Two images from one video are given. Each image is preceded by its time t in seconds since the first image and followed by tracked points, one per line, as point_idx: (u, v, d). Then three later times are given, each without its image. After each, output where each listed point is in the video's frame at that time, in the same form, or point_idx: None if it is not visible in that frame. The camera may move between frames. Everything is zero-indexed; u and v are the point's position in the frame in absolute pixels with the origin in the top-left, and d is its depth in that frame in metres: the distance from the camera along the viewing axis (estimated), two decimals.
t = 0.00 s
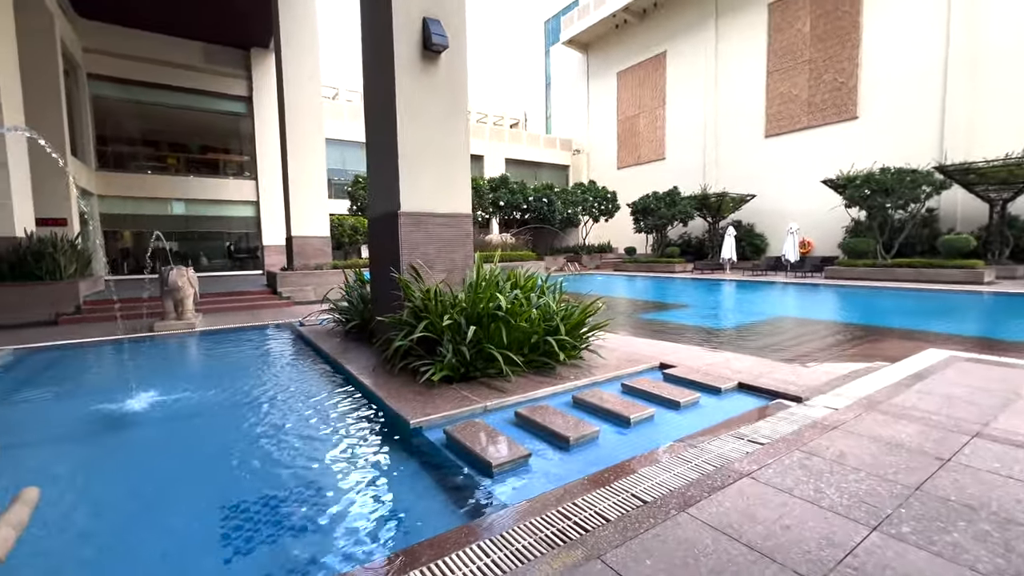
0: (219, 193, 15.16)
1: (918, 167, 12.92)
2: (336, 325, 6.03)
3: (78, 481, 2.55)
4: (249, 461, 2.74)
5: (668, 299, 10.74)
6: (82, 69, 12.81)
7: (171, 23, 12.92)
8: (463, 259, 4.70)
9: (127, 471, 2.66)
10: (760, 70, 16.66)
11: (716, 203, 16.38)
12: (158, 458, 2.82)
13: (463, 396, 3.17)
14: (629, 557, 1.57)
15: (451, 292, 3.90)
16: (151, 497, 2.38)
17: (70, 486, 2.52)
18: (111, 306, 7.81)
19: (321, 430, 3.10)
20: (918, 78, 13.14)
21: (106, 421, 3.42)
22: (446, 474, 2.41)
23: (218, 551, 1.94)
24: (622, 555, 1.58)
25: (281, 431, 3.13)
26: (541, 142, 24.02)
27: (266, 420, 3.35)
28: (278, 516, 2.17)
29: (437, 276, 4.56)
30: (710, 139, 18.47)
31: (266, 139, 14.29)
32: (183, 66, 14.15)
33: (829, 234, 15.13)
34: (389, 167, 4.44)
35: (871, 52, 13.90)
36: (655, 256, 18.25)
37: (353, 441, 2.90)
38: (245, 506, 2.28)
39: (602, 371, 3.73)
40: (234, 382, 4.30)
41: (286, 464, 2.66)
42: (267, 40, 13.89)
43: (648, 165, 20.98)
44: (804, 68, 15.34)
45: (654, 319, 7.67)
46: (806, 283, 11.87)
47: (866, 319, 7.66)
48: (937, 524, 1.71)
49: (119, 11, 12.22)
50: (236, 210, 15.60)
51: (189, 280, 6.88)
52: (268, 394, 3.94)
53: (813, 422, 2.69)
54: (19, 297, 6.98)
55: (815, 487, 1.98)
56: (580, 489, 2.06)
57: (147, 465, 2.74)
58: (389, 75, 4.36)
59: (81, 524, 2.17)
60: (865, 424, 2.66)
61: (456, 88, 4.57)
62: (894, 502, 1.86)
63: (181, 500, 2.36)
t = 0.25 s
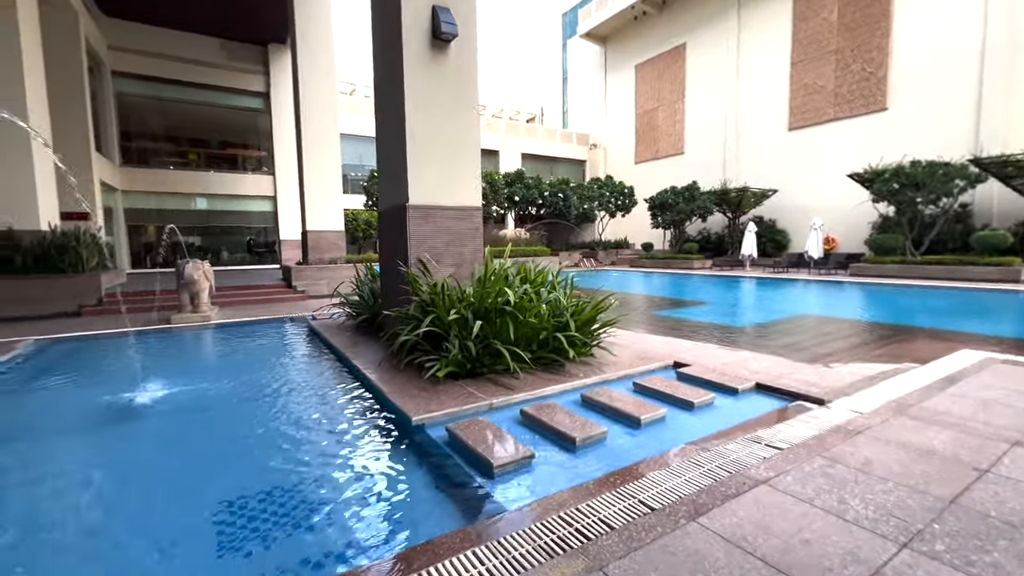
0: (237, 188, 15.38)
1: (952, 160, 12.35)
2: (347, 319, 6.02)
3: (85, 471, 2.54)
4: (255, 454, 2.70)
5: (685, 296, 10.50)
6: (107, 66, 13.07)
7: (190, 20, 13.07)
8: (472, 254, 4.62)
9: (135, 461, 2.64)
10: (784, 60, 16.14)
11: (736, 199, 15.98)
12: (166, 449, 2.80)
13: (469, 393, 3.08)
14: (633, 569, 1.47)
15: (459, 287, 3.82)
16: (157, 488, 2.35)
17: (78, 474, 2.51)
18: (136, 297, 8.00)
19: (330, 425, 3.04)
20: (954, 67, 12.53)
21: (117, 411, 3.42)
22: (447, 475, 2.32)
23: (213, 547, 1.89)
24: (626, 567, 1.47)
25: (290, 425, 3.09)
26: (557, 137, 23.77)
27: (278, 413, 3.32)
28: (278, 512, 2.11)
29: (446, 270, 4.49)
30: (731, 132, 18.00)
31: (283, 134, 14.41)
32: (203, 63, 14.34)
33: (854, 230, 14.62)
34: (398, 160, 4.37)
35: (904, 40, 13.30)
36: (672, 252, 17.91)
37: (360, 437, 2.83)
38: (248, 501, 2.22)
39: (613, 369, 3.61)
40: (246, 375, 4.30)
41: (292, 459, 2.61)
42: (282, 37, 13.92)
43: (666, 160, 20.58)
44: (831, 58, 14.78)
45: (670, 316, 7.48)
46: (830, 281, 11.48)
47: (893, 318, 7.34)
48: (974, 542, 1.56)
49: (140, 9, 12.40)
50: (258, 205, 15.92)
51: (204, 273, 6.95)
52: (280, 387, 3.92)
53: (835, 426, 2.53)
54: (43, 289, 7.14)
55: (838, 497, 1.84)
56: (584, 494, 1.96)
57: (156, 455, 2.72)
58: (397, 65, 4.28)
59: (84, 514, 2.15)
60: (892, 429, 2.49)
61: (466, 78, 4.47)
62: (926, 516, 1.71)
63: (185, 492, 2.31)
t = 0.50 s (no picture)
0: (270, 190, 15.82)
1: (1008, 159, 11.54)
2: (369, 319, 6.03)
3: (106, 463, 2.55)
4: (270, 453, 2.66)
5: (715, 301, 10.15)
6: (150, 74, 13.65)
7: (227, 28, 13.51)
8: (492, 254, 4.54)
9: (154, 455, 2.66)
10: (822, 57, 15.49)
11: (770, 201, 15.43)
12: (185, 444, 2.80)
13: (484, 397, 2.99)
14: None
15: (477, 288, 3.74)
16: (173, 483, 2.34)
17: (99, 466, 2.53)
18: (163, 297, 8.21)
19: (346, 426, 2.99)
20: (1011, 60, 11.73)
21: (144, 405, 3.47)
22: (457, 483, 2.23)
23: (216, 550, 1.83)
24: None
25: (308, 424, 3.07)
26: (584, 138, 23.53)
27: (297, 412, 3.30)
28: (285, 516, 2.04)
29: (465, 271, 4.42)
30: (765, 132, 17.40)
31: (314, 138, 14.73)
32: (239, 69, 14.82)
33: (898, 234, 13.84)
34: (418, 159, 4.34)
35: (954, 33, 12.54)
36: (702, 255, 17.40)
37: (375, 439, 2.77)
38: (257, 501, 2.17)
39: (635, 375, 3.45)
40: (268, 373, 4.33)
41: (305, 460, 2.56)
42: (314, 42, 14.27)
43: (696, 161, 20.06)
44: (873, 53, 14.07)
45: (698, 321, 7.20)
46: (872, 287, 10.88)
47: (942, 327, 6.86)
48: None
49: (181, 19, 12.90)
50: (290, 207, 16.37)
51: (234, 272, 7.12)
52: (302, 385, 3.91)
53: (879, 443, 2.32)
54: (84, 288, 7.40)
55: (884, 524, 1.65)
56: (599, 509, 1.83)
57: (175, 449, 2.73)
58: (419, 64, 4.25)
59: (98, 507, 2.14)
60: (945, 448, 2.26)
61: (487, 77, 4.40)
62: (988, 550, 1.51)
63: (200, 488, 2.30)
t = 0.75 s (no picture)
0: (312, 194, 16.38)
1: None
2: (403, 320, 6.09)
3: (149, 454, 2.64)
4: (303, 452, 2.67)
5: (758, 306, 9.71)
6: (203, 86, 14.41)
7: (274, 40, 14.09)
8: (525, 255, 4.48)
9: (195, 448, 2.73)
10: (876, 49, 14.62)
11: (818, 201, 14.68)
12: (223, 440, 2.85)
13: (515, 401, 2.92)
14: None
15: (509, 289, 3.69)
16: (212, 478, 2.39)
17: (143, 458, 2.61)
18: (210, 296, 8.61)
19: (379, 428, 2.97)
20: None
21: (189, 400, 3.59)
22: (487, 491, 2.17)
23: (245, 550, 1.82)
24: None
25: (340, 424, 3.08)
26: (620, 140, 23.16)
27: (331, 411, 3.32)
28: (314, 518, 2.02)
29: (498, 272, 4.38)
30: (813, 129, 16.57)
31: (353, 144, 15.15)
32: (284, 79, 15.44)
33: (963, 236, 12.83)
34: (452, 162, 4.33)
35: None
36: (744, 258, 16.73)
37: (407, 442, 2.75)
38: (288, 501, 2.16)
39: (674, 382, 3.30)
40: (306, 372, 4.41)
41: (337, 461, 2.55)
42: (354, 50, 14.66)
43: (738, 161, 19.35)
44: (934, 44, 13.14)
45: (740, 327, 6.88)
46: (933, 292, 10.12)
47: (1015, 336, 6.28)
48: None
49: (232, 32, 13.55)
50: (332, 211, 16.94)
51: (276, 273, 7.39)
52: (337, 385, 3.95)
53: (950, 464, 2.09)
54: (140, 287, 7.80)
55: (961, 558, 1.47)
56: (636, 525, 1.72)
57: (214, 444, 2.79)
58: (454, 66, 4.25)
59: (140, 499, 2.19)
60: None
61: (521, 77, 4.35)
62: None
63: (236, 484, 2.33)
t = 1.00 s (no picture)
0: (365, 200, 16.95)
1: None
2: (451, 323, 6.11)
3: (211, 450, 2.75)
4: (353, 454, 2.68)
5: (825, 312, 9.02)
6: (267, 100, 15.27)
7: (331, 53, 14.70)
8: (573, 259, 4.36)
9: (253, 446, 2.81)
10: (962, 31, 13.28)
11: (892, 199, 13.46)
12: (278, 438, 2.92)
13: (564, 409, 2.81)
14: None
15: (558, 294, 3.58)
16: (267, 475, 2.43)
17: (205, 454, 2.71)
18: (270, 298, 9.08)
19: (427, 433, 2.95)
20: None
21: (248, 398, 3.74)
22: (537, 505, 2.07)
23: (295, 553, 1.82)
24: None
25: (390, 427, 3.08)
26: (671, 138, 22.42)
27: (381, 413, 3.34)
28: (363, 524, 2.00)
29: (546, 276, 4.28)
30: (886, 122, 15.30)
31: (403, 151, 15.54)
32: (339, 89, 16.08)
33: None
34: (500, 165, 4.29)
35: None
36: (807, 261, 15.68)
37: (455, 449, 2.70)
38: (338, 504, 2.16)
39: (736, 394, 3.07)
40: (357, 373, 4.49)
41: (386, 465, 2.53)
42: (405, 58, 15.05)
43: (800, 158, 18.20)
44: None
45: (805, 334, 6.40)
46: None
47: None
48: None
49: (292, 47, 14.27)
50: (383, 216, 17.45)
51: (331, 276, 7.67)
52: (387, 386, 3.98)
53: None
54: (209, 289, 8.33)
55: None
56: (699, 554, 1.57)
57: (271, 442, 2.87)
58: (502, 67, 4.21)
59: (200, 494, 2.26)
60: None
61: (570, 76, 4.25)
62: None
63: (290, 483, 2.36)
